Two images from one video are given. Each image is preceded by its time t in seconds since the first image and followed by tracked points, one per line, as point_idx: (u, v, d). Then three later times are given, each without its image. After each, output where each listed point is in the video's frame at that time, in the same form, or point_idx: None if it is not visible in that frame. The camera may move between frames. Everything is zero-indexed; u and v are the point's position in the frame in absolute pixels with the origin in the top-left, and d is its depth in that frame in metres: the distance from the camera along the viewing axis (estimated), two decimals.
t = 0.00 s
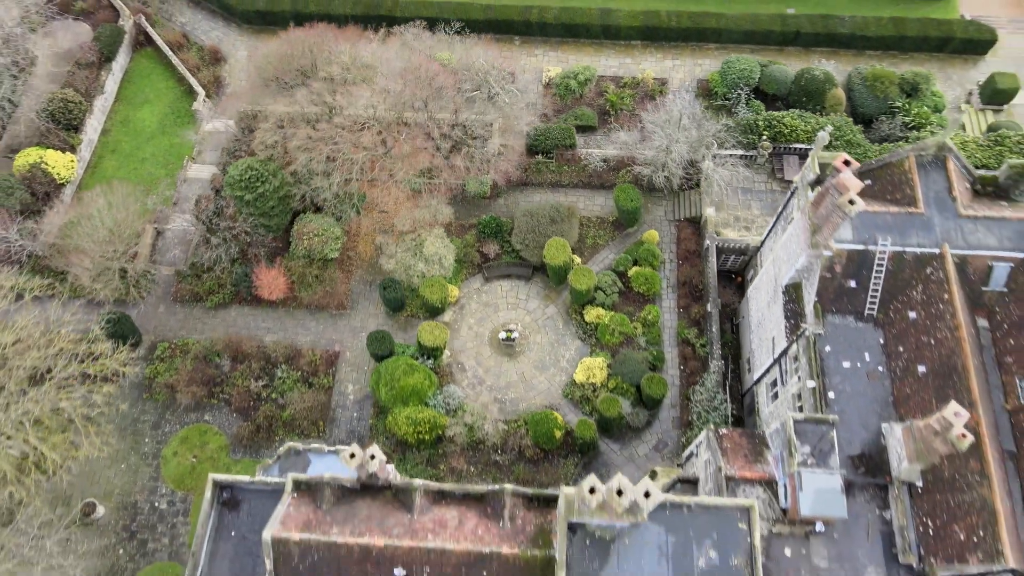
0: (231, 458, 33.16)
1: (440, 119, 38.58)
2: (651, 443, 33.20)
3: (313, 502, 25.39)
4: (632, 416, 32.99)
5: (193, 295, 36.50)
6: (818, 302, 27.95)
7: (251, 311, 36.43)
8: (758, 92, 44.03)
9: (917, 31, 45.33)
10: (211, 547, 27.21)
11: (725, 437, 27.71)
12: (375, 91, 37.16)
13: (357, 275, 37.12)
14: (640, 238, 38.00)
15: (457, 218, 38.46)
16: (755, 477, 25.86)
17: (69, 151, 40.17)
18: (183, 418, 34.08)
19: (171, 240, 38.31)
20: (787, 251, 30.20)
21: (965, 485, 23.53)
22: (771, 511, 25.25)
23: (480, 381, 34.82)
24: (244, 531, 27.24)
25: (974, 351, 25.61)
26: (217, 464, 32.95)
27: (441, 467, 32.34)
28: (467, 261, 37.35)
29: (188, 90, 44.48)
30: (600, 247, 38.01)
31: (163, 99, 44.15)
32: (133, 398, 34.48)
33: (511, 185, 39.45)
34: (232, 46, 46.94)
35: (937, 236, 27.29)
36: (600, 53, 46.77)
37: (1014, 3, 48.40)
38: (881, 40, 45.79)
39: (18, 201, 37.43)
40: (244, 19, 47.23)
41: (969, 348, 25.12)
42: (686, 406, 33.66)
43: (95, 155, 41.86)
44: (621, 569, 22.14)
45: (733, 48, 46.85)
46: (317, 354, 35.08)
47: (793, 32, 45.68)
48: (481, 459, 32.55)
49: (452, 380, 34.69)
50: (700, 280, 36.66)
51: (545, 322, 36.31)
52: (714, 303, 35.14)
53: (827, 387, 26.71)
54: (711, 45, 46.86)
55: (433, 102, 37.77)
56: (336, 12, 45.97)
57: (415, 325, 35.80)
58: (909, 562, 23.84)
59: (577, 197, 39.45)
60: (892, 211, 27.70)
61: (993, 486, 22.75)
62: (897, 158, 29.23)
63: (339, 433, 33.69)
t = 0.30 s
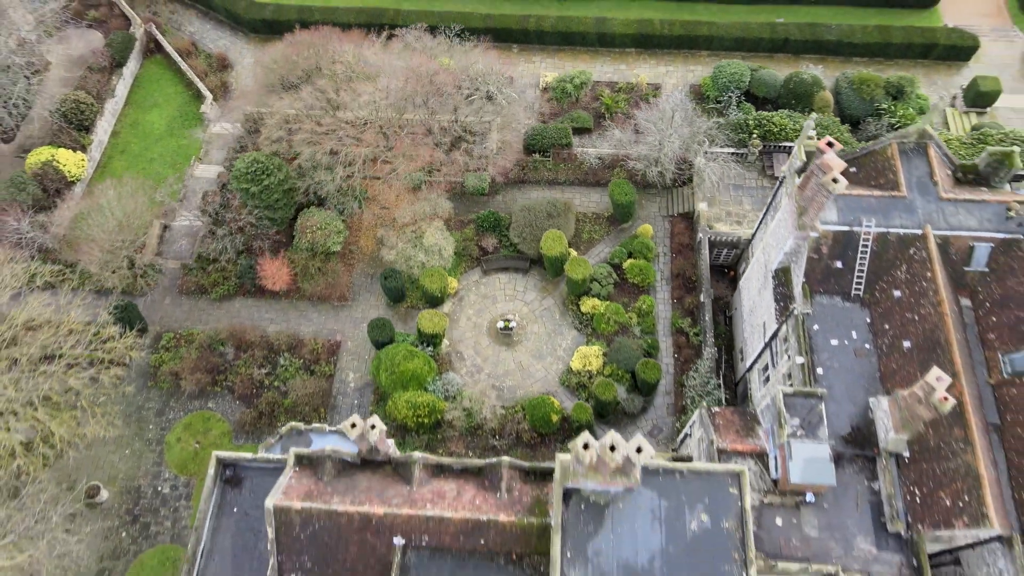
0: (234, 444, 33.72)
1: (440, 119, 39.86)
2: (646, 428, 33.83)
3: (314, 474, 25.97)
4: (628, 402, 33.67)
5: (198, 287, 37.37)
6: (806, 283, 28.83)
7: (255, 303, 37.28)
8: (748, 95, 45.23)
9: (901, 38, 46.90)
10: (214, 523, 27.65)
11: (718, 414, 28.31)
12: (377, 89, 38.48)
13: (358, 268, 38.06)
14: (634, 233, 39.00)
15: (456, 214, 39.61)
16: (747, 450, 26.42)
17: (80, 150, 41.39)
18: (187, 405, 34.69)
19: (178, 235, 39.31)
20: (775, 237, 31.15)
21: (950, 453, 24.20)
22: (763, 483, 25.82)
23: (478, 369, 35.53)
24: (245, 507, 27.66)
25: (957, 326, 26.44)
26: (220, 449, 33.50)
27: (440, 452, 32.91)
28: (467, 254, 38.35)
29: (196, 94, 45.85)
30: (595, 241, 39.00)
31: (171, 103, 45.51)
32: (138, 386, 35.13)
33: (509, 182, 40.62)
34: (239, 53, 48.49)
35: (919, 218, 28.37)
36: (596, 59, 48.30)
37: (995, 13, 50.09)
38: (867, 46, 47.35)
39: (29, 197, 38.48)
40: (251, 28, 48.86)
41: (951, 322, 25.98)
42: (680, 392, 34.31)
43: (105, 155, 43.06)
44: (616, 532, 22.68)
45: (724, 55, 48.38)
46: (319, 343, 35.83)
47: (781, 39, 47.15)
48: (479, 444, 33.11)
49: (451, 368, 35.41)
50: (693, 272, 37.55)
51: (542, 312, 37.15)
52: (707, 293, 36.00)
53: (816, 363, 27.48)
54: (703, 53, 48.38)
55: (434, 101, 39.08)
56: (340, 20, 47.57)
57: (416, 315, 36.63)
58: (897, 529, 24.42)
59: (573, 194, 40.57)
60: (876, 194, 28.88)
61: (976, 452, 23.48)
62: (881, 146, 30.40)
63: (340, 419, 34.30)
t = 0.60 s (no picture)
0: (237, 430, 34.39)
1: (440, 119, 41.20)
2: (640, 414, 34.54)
3: (316, 448, 26.71)
4: (622, 388, 34.43)
5: (204, 280, 38.37)
6: (793, 267, 29.78)
7: (259, 295, 38.21)
8: (739, 100, 46.41)
9: (885, 46, 48.54)
10: (217, 500, 28.12)
11: (709, 393, 29.08)
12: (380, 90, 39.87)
13: (360, 262, 39.11)
14: (628, 228, 40.09)
15: (456, 211, 40.81)
16: (737, 425, 27.16)
17: (91, 150, 42.63)
18: (191, 393, 35.38)
19: (185, 232, 40.44)
20: (763, 225, 32.17)
21: (934, 423, 24.94)
22: (753, 456, 26.48)
23: (477, 359, 36.31)
24: (248, 484, 28.28)
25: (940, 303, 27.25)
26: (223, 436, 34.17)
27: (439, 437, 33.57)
28: (465, 249, 39.44)
29: (204, 99, 47.28)
30: (591, 236, 40.08)
31: (180, 108, 46.94)
32: (143, 375, 35.85)
33: (506, 181, 41.90)
34: (246, 61, 50.07)
35: (901, 202, 29.49)
36: (591, 67, 49.84)
37: (978, 23, 52.21)
38: (853, 54, 48.95)
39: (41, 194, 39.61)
40: (257, 38, 50.51)
41: (933, 299, 26.80)
42: (674, 379, 35.11)
43: (115, 157, 44.34)
44: (609, 497, 23.32)
45: (715, 63, 49.92)
46: (321, 333, 36.68)
47: (771, 47, 48.74)
48: (477, 429, 33.77)
49: (450, 356, 36.24)
50: (686, 265, 38.54)
51: (539, 304, 38.07)
52: (699, 284, 37.00)
53: (804, 342, 28.33)
54: (695, 60, 49.94)
55: (434, 102, 40.47)
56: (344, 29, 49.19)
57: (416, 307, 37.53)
58: (884, 498, 25.07)
59: (570, 192, 41.81)
60: (860, 180, 30.02)
61: (959, 421, 24.18)
62: (864, 137, 31.65)
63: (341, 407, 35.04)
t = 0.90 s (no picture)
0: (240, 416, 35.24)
1: (441, 122, 42.88)
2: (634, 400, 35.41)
3: (319, 421, 27.69)
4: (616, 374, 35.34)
5: (210, 274, 39.61)
6: (779, 250, 31.02)
7: (264, 288, 39.39)
8: (728, 106, 47.78)
9: (869, 56, 50.52)
10: (222, 474, 28.95)
11: (699, 371, 30.09)
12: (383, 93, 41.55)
13: (362, 257, 40.37)
14: (622, 225, 41.45)
15: (455, 209, 42.25)
16: (725, 398, 28.15)
17: (103, 153, 44.20)
18: (197, 381, 36.31)
19: (193, 229, 41.82)
20: (750, 213, 33.44)
21: (914, 391, 26.02)
22: (741, 427, 27.41)
23: (475, 348, 37.32)
24: (252, 459, 29.16)
25: (919, 282, 28.55)
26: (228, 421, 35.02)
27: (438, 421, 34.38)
28: (464, 245, 40.75)
29: (213, 106, 48.96)
30: (586, 233, 41.41)
31: (189, 114, 48.61)
32: (151, 363, 36.78)
33: (504, 181, 43.42)
34: (254, 72, 51.98)
35: (881, 188, 30.97)
36: (586, 77, 51.72)
37: (958, 37, 54.44)
38: (838, 64, 50.90)
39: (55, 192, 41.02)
40: (265, 50, 52.48)
41: (912, 277, 28.09)
42: (666, 367, 36.05)
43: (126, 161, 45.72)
44: (602, 460, 24.21)
45: (706, 73, 51.81)
46: (324, 323, 37.74)
47: (759, 57, 50.66)
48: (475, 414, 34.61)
49: (449, 345, 37.27)
50: (679, 259, 39.82)
51: (536, 297, 39.19)
52: (691, 277, 38.13)
53: (789, 320, 29.44)
54: (686, 71, 51.85)
55: (436, 105, 42.15)
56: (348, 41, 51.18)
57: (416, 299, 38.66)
58: (868, 465, 25.93)
59: (565, 191, 43.29)
60: (841, 167, 31.58)
61: (937, 387, 25.32)
62: (845, 129, 33.32)
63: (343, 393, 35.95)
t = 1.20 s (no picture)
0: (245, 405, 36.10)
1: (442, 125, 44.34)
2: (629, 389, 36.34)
3: (322, 401, 28.57)
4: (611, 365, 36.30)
5: (217, 270, 40.81)
6: (767, 240, 32.21)
7: (269, 285, 40.56)
8: (720, 113, 49.20)
9: (855, 66, 52.27)
10: (227, 455, 29.77)
11: (691, 355, 31.10)
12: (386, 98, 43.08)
13: (365, 255, 41.62)
14: (617, 224, 42.75)
15: (455, 210, 43.64)
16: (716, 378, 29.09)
17: (114, 157, 45.65)
18: (203, 372, 37.25)
19: (201, 229, 43.10)
20: (738, 207, 34.67)
21: (897, 368, 27.03)
22: (731, 405, 28.34)
23: (474, 341, 38.28)
24: (257, 441, 29.99)
25: (900, 267, 29.73)
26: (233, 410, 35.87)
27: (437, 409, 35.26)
28: (464, 244, 42.01)
29: (221, 115, 50.50)
30: (582, 232, 42.66)
31: (198, 121, 50.18)
32: (158, 355, 37.74)
33: (503, 184, 44.95)
34: (260, 82, 53.73)
35: (863, 179, 32.31)
36: (582, 88, 53.52)
37: (941, 49, 56.42)
38: (825, 74, 52.66)
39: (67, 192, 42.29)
40: (272, 62, 54.29)
41: (894, 261, 29.26)
42: (660, 358, 37.03)
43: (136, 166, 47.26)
44: (596, 431, 25.09)
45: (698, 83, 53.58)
46: (327, 317, 38.80)
47: (749, 68, 52.46)
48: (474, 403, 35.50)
49: (449, 338, 38.28)
50: (672, 257, 41.03)
51: (533, 292, 40.28)
52: (683, 272, 39.33)
53: (777, 305, 30.53)
54: (679, 81, 53.66)
55: (437, 110, 43.66)
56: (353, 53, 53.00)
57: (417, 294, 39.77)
58: (854, 440, 26.81)
59: (562, 193, 44.65)
60: (825, 160, 32.98)
61: (918, 362, 26.33)
62: (829, 126, 34.78)
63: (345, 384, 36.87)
